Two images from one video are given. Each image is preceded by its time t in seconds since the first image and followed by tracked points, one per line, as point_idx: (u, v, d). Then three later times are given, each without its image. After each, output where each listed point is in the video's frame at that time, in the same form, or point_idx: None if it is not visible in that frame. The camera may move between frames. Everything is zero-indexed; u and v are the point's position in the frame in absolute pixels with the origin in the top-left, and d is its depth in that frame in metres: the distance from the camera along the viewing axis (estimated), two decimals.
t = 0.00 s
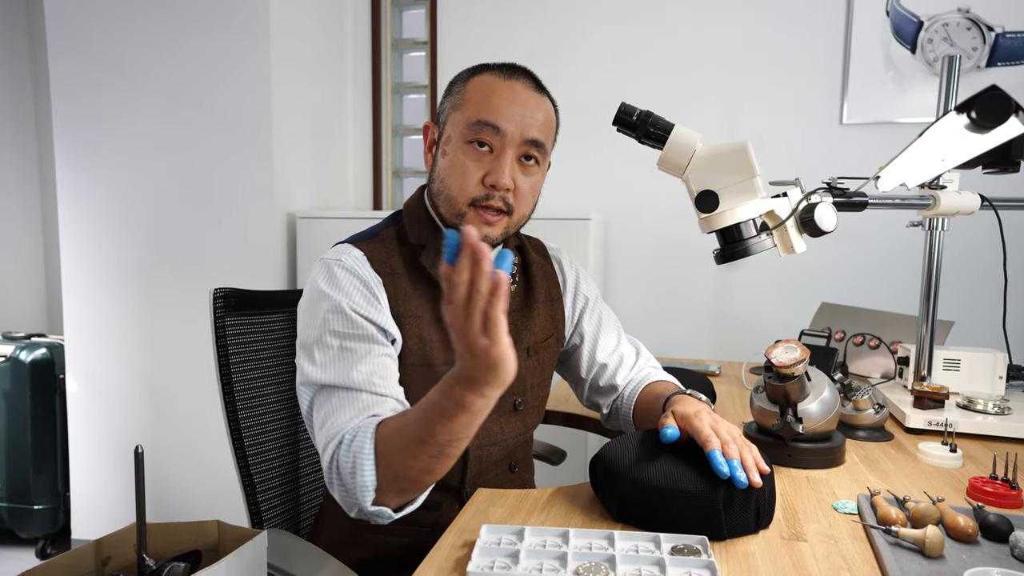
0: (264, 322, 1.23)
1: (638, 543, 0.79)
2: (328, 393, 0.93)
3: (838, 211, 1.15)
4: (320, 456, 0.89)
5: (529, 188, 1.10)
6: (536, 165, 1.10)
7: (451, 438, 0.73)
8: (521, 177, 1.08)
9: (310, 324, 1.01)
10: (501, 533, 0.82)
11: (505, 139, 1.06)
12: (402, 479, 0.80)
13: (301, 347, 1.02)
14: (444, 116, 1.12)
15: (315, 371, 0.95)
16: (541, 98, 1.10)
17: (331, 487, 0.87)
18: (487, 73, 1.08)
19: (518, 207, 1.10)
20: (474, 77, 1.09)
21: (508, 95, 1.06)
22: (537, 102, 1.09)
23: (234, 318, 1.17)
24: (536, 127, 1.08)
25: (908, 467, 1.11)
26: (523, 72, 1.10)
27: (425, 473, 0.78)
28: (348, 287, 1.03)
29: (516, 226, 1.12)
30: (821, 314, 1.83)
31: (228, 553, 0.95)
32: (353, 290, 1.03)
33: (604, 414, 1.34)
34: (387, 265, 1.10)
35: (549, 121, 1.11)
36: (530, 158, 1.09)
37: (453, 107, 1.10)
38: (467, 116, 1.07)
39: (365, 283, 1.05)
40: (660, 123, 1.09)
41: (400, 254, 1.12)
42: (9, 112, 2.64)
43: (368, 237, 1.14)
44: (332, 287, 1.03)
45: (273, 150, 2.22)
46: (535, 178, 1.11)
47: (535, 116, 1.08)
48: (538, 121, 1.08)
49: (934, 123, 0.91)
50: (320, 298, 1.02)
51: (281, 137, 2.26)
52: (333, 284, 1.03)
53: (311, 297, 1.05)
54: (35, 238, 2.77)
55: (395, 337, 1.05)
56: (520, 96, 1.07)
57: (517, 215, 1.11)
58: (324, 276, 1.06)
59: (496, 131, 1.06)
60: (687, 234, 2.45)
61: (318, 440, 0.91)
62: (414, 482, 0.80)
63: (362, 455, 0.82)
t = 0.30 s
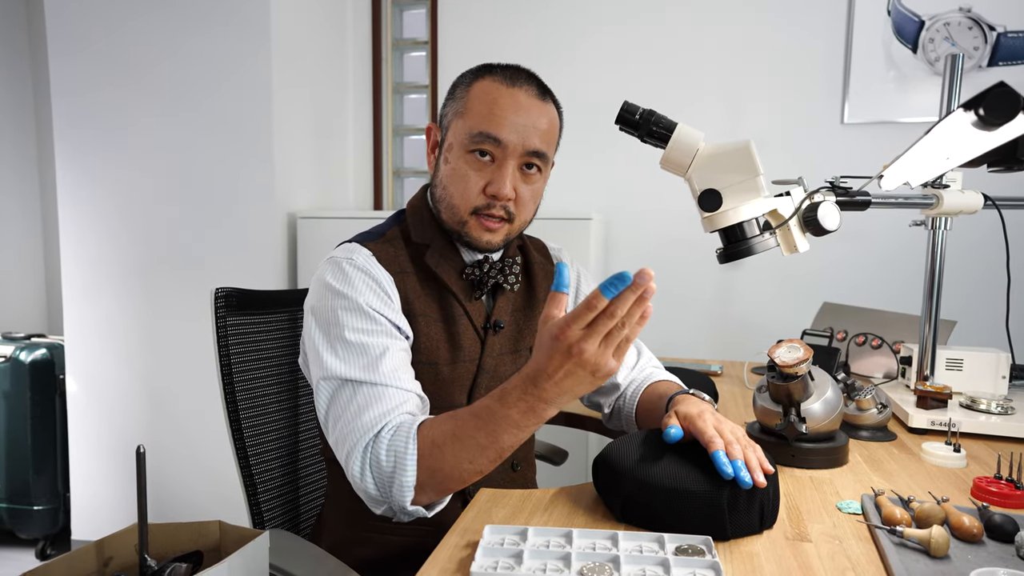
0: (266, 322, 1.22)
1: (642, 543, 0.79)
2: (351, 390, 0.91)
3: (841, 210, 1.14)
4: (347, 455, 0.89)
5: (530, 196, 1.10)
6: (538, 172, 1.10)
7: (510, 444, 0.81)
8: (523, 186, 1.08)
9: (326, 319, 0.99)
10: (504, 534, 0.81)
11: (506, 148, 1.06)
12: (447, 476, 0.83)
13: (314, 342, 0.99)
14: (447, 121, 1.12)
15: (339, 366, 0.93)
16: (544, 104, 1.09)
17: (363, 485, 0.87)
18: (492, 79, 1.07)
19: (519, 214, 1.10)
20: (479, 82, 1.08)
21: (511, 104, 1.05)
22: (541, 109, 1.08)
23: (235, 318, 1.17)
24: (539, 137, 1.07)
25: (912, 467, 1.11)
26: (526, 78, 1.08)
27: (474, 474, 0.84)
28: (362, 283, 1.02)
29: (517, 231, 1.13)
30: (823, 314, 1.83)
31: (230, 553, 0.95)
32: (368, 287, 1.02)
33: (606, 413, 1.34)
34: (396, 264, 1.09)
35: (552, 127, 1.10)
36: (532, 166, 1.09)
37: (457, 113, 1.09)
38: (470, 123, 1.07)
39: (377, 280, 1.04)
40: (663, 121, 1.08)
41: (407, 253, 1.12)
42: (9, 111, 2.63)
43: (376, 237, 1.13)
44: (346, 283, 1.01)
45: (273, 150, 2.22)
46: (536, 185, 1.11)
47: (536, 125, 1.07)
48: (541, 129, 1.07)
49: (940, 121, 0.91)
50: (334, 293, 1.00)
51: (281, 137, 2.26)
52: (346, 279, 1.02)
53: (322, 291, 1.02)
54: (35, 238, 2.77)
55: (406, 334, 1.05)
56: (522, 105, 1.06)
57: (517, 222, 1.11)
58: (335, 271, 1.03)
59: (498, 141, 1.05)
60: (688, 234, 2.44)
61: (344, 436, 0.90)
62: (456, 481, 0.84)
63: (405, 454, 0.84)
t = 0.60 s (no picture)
0: (269, 324, 1.22)
1: (647, 546, 0.79)
2: (344, 396, 0.92)
3: (844, 212, 1.14)
4: (338, 459, 0.89)
5: (536, 193, 1.09)
6: (543, 168, 1.10)
7: (477, 433, 0.78)
8: (528, 182, 1.08)
9: (322, 326, 1.00)
10: (508, 537, 0.81)
11: (511, 145, 1.06)
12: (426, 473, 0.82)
13: (312, 349, 1.00)
14: (450, 121, 1.12)
15: (332, 372, 0.93)
16: (547, 101, 1.09)
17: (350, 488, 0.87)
18: (494, 77, 1.07)
19: (525, 211, 1.10)
20: (481, 81, 1.08)
21: (514, 101, 1.05)
22: (545, 106, 1.08)
23: (238, 320, 1.17)
24: (543, 133, 1.07)
25: (917, 469, 1.10)
26: (528, 76, 1.08)
27: (452, 468, 0.81)
28: (362, 289, 1.02)
29: (524, 229, 1.12)
30: (825, 315, 1.82)
31: (233, 557, 0.95)
32: (366, 292, 1.02)
33: (608, 416, 1.34)
34: (398, 267, 1.09)
35: (555, 123, 1.09)
36: (536, 162, 1.08)
37: (460, 112, 1.09)
38: (473, 121, 1.06)
39: (379, 285, 1.04)
40: (666, 123, 1.08)
41: (410, 255, 1.12)
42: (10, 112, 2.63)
43: (378, 240, 1.13)
44: (346, 288, 1.01)
45: (275, 151, 2.22)
46: (541, 182, 1.10)
47: (540, 121, 1.06)
48: (545, 125, 1.07)
49: (949, 122, 0.91)
50: (331, 299, 1.00)
51: (283, 138, 2.25)
52: (344, 285, 1.02)
53: (322, 297, 1.03)
54: (36, 239, 2.77)
55: (407, 338, 1.05)
56: (525, 101, 1.05)
57: (524, 219, 1.11)
58: (336, 276, 1.04)
59: (503, 138, 1.05)
60: (690, 235, 2.44)
61: (335, 441, 0.90)
62: (439, 478, 0.82)
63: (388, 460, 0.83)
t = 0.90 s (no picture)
0: (270, 323, 1.22)
1: (649, 546, 0.78)
2: (331, 397, 0.95)
3: (847, 211, 1.14)
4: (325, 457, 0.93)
5: (535, 193, 1.09)
6: (542, 169, 1.09)
7: (442, 425, 0.79)
8: (527, 183, 1.07)
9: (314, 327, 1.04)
10: (510, 536, 0.81)
11: (510, 145, 1.06)
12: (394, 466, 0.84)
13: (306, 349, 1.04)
14: (450, 121, 1.12)
15: (319, 374, 0.97)
16: (547, 103, 1.09)
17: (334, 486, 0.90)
18: (495, 78, 1.08)
19: (524, 211, 1.08)
20: (482, 82, 1.08)
21: (515, 101, 1.06)
22: (545, 108, 1.08)
23: (238, 319, 1.16)
24: (543, 134, 1.07)
25: (919, 469, 1.10)
26: (528, 78, 1.09)
27: (423, 464, 0.82)
28: (353, 287, 1.02)
29: (523, 231, 1.10)
30: (826, 315, 1.82)
31: (233, 556, 0.94)
32: (357, 290, 1.02)
33: (608, 416, 1.33)
34: (392, 267, 1.09)
35: (554, 126, 1.10)
36: (536, 163, 1.08)
37: (460, 112, 1.09)
38: (474, 121, 1.06)
39: (373, 285, 1.04)
40: (668, 122, 1.08)
41: (406, 256, 1.12)
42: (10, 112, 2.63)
43: (375, 239, 1.13)
44: (336, 288, 1.02)
45: (275, 151, 2.21)
46: (540, 183, 1.10)
47: (539, 122, 1.07)
48: (544, 126, 1.07)
49: (953, 122, 0.90)
50: (322, 299, 1.02)
51: (283, 138, 2.25)
52: (336, 284, 1.03)
53: (315, 296, 1.05)
54: (36, 239, 2.76)
55: (400, 339, 1.03)
56: (525, 102, 1.06)
57: (523, 220, 1.09)
58: (329, 276, 1.05)
59: (503, 137, 1.05)
60: (691, 234, 2.44)
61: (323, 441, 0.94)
62: (411, 474, 0.83)
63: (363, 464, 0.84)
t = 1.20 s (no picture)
0: (266, 323, 1.21)
1: (646, 545, 0.78)
2: (351, 386, 0.89)
3: (844, 210, 1.14)
4: (347, 452, 0.86)
5: (545, 192, 1.10)
6: (553, 169, 1.10)
7: (506, 430, 0.75)
8: (541, 180, 1.08)
9: (322, 318, 0.98)
10: (507, 536, 0.80)
11: (528, 141, 1.05)
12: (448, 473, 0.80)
13: (312, 341, 0.97)
14: (464, 113, 1.11)
15: (338, 362, 0.91)
16: (564, 106, 1.10)
17: (362, 481, 0.83)
18: (513, 75, 1.07)
19: (534, 208, 1.10)
20: (500, 78, 1.08)
21: (535, 98, 1.05)
22: (562, 108, 1.09)
23: (235, 319, 1.16)
24: (558, 133, 1.07)
25: (917, 467, 1.10)
26: (546, 78, 1.10)
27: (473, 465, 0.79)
28: (361, 283, 1.00)
29: (530, 227, 1.12)
30: (824, 314, 1.81)
31: (229, 557, 0.94)
32: (365, 284, 1.01)
33: (607, 416, 1.33)
34: (396, 264, 1.09)
35: (568, 126, 1.10)
36: (549, 162, 1.08)
37: (476, 105, 1.08)
38: (492, 114, 1.06)
39: (377, 280, 1.03)
40: (666, 120, 1.08)
41: (407, 253, 1.12)
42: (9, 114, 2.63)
43: (375, 237, 1.12)
44: (343, 282, 1.00)
45: (273, 150, 2.21)
46: (550, 182, 1.11)
47: (557, 121, 1.07)
48: (561, 126, 1.08)
49: (949, 120, 0.90)
50: (331, 292, 0.99)
51: (281, 138, 2.25)
52: (344, 277, 1.00)
53: (318, 293, 1.01)
54: (34, 240, 2.76)
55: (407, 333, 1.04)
56: (545, 100, 1.06)
57: (531, 216, 1.10)
58: (333, 272, 1.02)
59: (522, 132, 1.04)
60: (688, 233, 2.44)
61: (344, 434, 0.86)
62: (457, 474, 0.80)
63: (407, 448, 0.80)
